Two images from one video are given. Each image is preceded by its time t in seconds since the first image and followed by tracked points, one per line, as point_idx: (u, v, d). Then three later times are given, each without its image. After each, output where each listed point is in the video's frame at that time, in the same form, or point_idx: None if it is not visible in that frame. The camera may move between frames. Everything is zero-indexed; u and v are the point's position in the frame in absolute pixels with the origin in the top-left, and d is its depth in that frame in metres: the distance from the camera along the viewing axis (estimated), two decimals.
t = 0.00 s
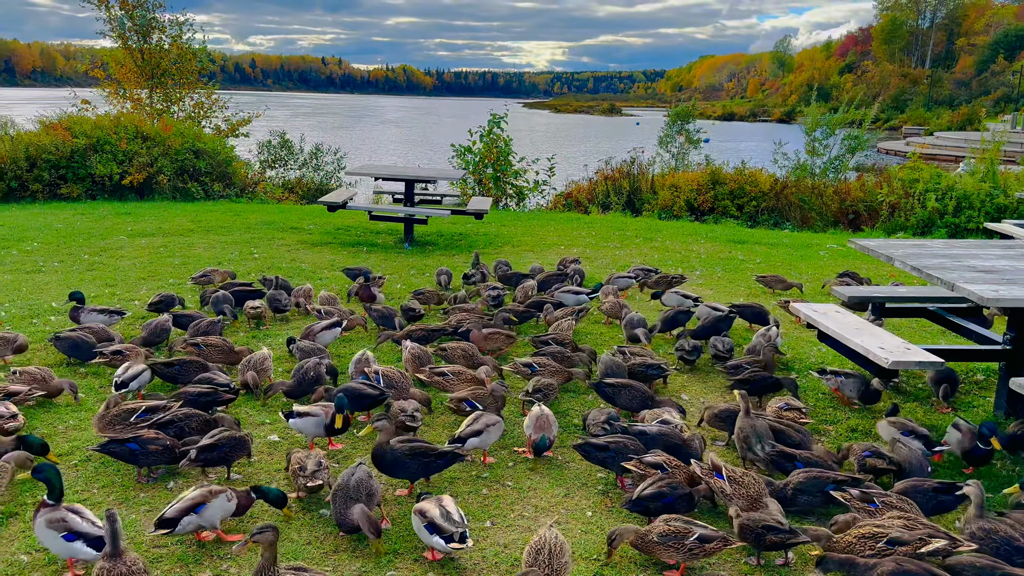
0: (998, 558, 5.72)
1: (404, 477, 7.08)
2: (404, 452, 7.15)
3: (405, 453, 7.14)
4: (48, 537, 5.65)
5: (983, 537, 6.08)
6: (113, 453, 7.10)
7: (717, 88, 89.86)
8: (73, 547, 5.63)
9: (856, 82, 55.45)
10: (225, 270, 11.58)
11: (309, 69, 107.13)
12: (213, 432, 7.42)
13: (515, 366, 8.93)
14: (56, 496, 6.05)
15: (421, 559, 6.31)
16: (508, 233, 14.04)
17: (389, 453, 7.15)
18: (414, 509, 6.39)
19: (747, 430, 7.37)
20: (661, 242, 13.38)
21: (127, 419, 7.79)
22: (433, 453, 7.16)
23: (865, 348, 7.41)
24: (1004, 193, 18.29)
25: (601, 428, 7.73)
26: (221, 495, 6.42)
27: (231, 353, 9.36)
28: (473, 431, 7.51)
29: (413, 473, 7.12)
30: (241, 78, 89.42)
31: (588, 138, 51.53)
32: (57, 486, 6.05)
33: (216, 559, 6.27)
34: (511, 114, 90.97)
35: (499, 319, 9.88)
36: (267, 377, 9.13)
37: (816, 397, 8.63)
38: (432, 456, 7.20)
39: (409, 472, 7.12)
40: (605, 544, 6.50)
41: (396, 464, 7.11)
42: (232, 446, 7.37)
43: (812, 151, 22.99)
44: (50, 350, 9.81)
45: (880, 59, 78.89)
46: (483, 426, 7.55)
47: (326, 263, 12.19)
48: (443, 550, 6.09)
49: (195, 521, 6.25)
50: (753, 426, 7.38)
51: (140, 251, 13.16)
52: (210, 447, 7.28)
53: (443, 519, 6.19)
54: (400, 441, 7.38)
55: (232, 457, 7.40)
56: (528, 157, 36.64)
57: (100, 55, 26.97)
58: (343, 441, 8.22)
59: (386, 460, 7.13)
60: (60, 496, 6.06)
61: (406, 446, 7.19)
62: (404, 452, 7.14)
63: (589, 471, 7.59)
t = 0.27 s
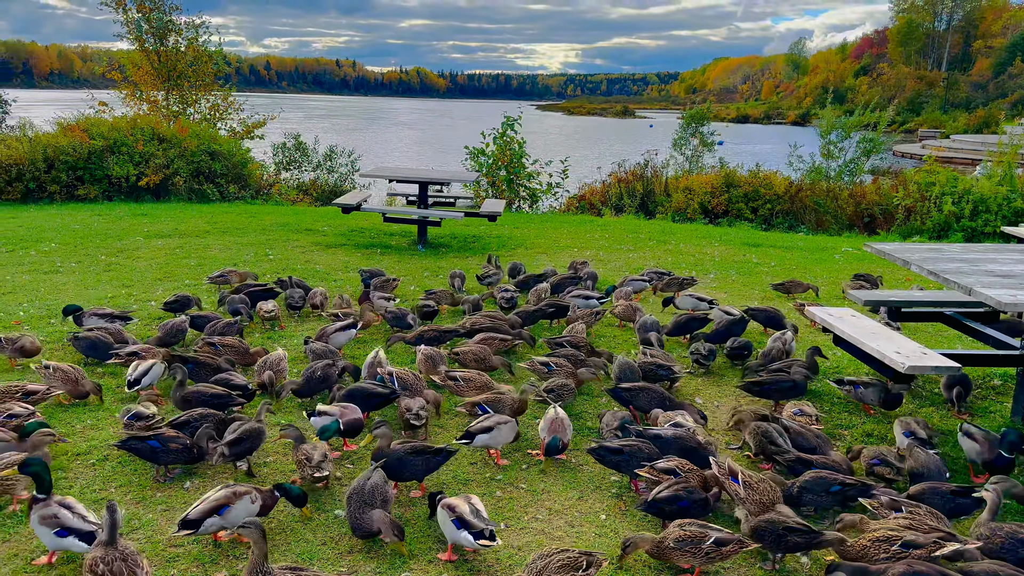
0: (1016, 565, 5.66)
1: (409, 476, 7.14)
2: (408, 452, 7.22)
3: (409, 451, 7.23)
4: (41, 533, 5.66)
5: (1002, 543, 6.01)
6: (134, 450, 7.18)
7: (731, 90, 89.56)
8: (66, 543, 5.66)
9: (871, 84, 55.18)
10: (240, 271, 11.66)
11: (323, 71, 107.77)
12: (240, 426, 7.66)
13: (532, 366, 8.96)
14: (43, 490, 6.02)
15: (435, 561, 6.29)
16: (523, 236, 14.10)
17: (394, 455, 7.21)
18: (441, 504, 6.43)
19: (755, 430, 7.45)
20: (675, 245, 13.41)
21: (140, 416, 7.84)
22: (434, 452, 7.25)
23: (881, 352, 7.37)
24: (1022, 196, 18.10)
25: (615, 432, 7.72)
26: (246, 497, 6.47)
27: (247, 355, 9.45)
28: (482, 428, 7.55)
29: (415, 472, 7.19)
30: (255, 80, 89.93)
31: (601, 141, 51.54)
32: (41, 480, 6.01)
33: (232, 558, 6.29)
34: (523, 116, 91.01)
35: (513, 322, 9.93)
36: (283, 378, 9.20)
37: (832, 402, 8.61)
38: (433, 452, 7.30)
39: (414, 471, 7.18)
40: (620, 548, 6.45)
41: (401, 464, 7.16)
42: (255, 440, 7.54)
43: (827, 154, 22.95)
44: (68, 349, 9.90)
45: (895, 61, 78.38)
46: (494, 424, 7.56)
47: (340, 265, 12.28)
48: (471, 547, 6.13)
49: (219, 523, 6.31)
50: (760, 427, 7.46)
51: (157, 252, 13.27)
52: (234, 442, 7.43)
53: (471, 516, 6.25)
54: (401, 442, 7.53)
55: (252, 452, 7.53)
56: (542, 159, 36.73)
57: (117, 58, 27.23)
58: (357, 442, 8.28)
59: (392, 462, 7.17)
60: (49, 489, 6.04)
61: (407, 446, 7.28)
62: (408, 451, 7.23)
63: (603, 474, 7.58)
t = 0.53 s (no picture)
0: None
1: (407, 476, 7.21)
2: (401, 453, 7.36)
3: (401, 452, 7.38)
4: (46, 523, 5.72)
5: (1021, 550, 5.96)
6: (149, 454, 7.25)
7: (743, 92, 89.29)
8: (75, 527, 5.77)
9: (886, 86, 54.84)
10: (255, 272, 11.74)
11: (335, 73, 108.25)
12: (270, 415, 8.09)
13: (544, 369, 8.97)
14: (25, 484, 5.97)
15: (450, 562, 6.31)
16: (535, 238, 14.14)
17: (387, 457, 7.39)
18: (463, 500, 6.50)
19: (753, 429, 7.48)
20: (688, 248, 13.41)
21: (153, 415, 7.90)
22: (432, 453, 7.33)
23: (896, 356, 7.34)
24: None
25: (628, 434, 7.71)
26: (258, 500, 6.48)
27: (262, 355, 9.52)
28: (495, 428, 7.59)
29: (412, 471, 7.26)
30: (269, 81, 90.49)
31: (614, 142, 51.53)
32: (23, 474, 5.96)
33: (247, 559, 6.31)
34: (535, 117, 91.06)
35: (526, 324, 9.95)
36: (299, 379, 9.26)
37: (847, 406, 8.58)
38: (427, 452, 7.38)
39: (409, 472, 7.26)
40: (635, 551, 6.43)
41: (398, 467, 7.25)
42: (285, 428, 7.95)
43: (842, 156, 22.88)
44: (85, 350, 9.99)
45: (911, 62, 77.85)
46: (506, 425, 7.60)
47: (354, 267, 12.35)
48: (493, 539, 6.19)
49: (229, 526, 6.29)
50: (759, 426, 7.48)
51: (172, 253, 13.38)
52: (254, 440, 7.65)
53: (493, 509, 6.35)
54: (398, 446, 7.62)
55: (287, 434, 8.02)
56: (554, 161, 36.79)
57: (134, 60, 27.45)
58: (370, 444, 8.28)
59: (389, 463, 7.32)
60: (30, 481, 5.98)
61: (399, 446, 7.46)
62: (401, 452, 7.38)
63: (617, 478, 7.57)
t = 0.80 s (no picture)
0: None
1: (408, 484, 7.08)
2: (402, 463, 7.15)
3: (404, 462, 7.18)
4: (35, 522, 5.81)
5: None
6: (168, 455, 7.29)
7: (756, 93, 88.96)
8: (62, 528, 5.85)
9: (901, 87, 54.52)
10: (270, 273, 11.82)
11: (348, 73, 108.66)
12: (287, 412, 8.22)
13: (557, 371, 8.96)
14: (19, 483, 6.04)
15: (462, 563, 6.31)
16: (548, 240, 14.17)
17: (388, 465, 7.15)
18: (473, 505, 6.50)
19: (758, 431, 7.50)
20: (701, 250, 13.40)
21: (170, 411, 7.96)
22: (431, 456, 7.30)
23: (911, 359, 7.30)
24: None
25: (642, 437, 7.70)
26: (272, 500, 6.46)
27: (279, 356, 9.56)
28: (508, 433, 7.58)
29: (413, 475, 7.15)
30: (283, 83, 91.10)
31: (626, 144, 51.51)
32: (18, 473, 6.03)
33: (263, 558, 6.32)
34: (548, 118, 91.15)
35: (539, 326, 9.97)
36: (316, 379, 9.32)
37: (862, 409, 8.54)
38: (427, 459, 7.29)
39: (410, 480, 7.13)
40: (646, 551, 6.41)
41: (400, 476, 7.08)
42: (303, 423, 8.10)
43: (857, 158, 22.78)
44: (102, 350, 10.07)
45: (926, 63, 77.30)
46: (518, 428, 7.61)
47: (368, 268, 12.42)
48: (499, 547, 6.16)
49: (243, 526, 6.33)
50: (765, 428, 7.50)
51: (187, 254, 13.50)
52: (268, 437, 7.70)
53: (500, 517, 6.31)
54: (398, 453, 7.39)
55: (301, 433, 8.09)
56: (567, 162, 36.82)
57: (150, 61, 27.68)
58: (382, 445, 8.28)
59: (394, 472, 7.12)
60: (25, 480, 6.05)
61: (400, 457, 7.21)
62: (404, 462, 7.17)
63: (630, 480, 7.57)
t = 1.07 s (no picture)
0: None
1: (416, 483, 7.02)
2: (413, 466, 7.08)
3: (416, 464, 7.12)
4: (36, 522, 5.82)
5: None
6: (197, 458, 7.36)
7: (769, 94, 88.63)
8: (67, 521, 5.92)
9: (916, 88, 54.19)
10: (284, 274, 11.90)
11: (360, 74, 109.08)
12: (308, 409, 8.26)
13: (569, 373, 8.97)
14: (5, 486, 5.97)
15: (475, 564, 6.32)
16: (562, 241, 14.20)
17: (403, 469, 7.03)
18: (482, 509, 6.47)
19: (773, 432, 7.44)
20: (715, 252, 13.39)
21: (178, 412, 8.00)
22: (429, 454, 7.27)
23: (926, 362, 7.27)
24: None
25: (655, 440, 7.69)
26: (291, 501, 6.48)
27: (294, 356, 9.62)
28: (529, 430, 7.63)
29: (419, 477, 7.05)
30: (296, 84, 91.57)
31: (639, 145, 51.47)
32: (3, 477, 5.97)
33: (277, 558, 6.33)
34: (560, 118, 91.17)
35: (551, 327, 9.98)
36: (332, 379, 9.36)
37: (877, 412, 8.50)
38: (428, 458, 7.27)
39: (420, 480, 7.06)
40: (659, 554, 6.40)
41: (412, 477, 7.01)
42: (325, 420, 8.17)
43: (871, 160, 22.66)
44: (118, 350, 10.17)
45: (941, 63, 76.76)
46: (536, 425, 7.68)
47: (381, 269, 12.49)
48: (513, 548, 6.18)
49: (262, 525, 6.36)
50: (781, 429, 7.44)
51: (203, 254, 13.61)
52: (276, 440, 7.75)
53: (513, 518, 6.31)
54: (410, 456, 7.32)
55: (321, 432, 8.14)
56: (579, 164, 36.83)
57: (165, 63, 27.89)
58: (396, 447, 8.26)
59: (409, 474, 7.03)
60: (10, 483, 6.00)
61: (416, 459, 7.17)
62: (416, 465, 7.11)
63: (643, 484, 7.57)
